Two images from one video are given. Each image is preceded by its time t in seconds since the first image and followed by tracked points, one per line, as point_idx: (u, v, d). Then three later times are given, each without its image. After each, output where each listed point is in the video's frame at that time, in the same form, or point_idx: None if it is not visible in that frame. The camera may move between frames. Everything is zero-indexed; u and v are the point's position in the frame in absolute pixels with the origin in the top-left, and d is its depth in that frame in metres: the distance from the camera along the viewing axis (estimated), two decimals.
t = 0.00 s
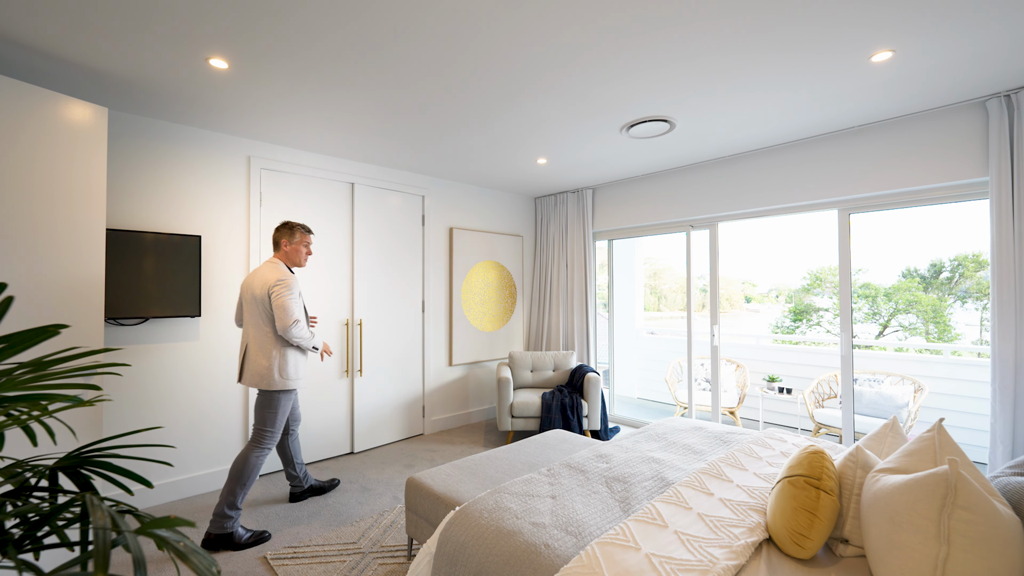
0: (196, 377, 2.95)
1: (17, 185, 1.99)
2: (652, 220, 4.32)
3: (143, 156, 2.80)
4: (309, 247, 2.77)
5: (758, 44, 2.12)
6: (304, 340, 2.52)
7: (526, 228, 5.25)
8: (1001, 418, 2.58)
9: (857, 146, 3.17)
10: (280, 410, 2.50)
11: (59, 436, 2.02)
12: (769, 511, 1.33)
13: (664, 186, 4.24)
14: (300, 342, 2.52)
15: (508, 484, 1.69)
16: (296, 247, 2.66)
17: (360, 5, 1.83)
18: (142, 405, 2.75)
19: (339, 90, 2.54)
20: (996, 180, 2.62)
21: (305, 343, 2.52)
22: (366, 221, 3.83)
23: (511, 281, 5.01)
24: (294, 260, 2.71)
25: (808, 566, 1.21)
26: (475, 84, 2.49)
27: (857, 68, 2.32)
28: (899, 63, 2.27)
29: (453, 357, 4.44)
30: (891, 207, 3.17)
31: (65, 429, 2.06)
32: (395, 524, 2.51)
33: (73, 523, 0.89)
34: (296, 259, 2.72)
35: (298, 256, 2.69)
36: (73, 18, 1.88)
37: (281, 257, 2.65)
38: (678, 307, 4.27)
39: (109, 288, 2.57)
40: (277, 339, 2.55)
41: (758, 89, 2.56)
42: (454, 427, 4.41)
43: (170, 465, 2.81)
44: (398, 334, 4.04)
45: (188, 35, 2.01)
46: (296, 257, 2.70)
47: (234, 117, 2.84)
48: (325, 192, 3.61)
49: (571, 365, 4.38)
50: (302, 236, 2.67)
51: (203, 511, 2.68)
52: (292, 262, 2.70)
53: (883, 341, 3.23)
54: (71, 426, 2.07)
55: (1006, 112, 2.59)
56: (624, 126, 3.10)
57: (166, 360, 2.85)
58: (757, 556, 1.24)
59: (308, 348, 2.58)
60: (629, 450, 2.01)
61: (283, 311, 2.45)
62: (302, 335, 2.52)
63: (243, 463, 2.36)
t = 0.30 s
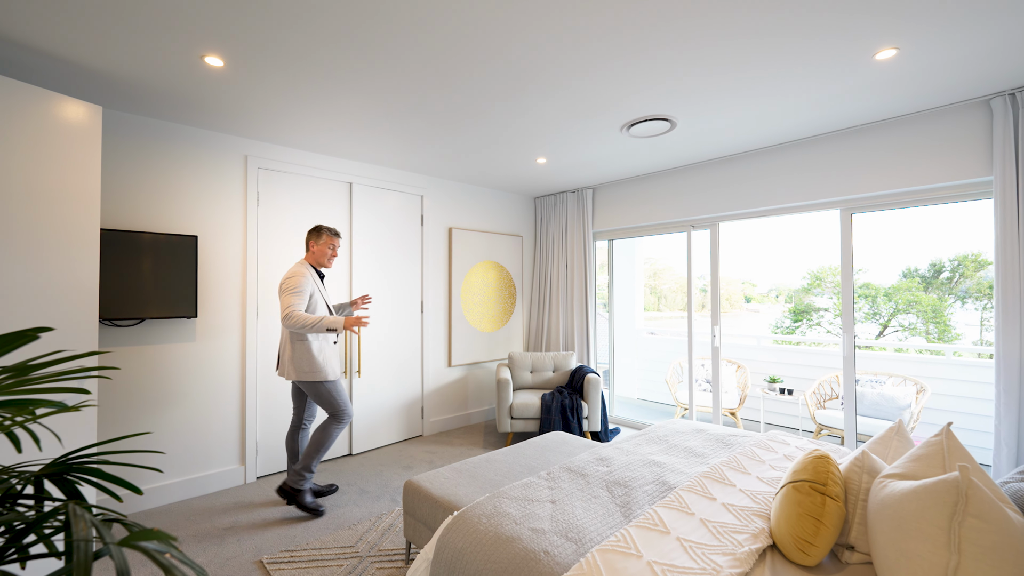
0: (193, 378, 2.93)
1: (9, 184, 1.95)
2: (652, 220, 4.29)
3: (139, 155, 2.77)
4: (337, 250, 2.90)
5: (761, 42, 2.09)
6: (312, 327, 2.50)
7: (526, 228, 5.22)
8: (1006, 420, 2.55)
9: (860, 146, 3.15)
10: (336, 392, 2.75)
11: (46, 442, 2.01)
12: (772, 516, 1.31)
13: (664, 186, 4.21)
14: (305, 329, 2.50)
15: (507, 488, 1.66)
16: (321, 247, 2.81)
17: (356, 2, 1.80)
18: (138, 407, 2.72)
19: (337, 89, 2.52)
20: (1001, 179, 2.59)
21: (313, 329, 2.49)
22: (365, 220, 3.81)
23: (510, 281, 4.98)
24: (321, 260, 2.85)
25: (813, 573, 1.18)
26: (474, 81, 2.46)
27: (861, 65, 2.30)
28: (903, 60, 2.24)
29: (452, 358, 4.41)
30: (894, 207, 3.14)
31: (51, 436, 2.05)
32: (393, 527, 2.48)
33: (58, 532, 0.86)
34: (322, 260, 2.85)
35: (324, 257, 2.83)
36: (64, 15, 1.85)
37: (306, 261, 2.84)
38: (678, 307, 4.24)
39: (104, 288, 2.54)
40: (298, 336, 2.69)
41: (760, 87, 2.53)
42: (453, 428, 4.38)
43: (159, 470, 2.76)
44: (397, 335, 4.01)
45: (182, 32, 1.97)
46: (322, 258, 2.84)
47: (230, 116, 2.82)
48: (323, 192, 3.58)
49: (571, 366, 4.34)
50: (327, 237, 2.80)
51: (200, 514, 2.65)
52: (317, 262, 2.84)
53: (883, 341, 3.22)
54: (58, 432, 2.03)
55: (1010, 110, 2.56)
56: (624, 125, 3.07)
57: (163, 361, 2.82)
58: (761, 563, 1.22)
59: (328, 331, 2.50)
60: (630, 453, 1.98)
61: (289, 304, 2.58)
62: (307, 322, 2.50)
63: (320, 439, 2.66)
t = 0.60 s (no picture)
0: (189, 379, 2.90)
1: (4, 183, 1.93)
2: (653, 220, 4.27)
3: (135, 154, 2.74)
4: (358, 252, 2.91)
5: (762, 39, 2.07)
6: (320, 323, 2.61)
7: (525, 227, 5.20)
8: (1010, 421, 2.53)
9: (861, 145, 3.13)
10: (354, 399, 2.84)
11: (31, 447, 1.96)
12: (775, 521, 1.29)
13: (665, 185, 4.19)
14: (313, 326, 2.61)
15: (506, 492, 1.64)
16: (343, 252, 2.84)
17: None
18: (135, 409, 2.70)
19: (335, 87, 2.49)
20: (1005, 178, 2.56)
21: (319, 324, 2.60)
22: (363, 220, 3.78)
23: (510, 282, 4.96)
24: (345, 263, 2.88)
25: None
26: (473, 80, 2.44)
27: (864, 63, 2.27)
28: (907, 58, 2.22)
29: (451, 359, 4.39)
30: (896, 207, 3.11)
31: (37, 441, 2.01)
32: (391, 530, 2.45)
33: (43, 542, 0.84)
34: (346, 262, 2.89)
35: (347, 260, 2.86)
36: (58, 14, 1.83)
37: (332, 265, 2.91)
38: (678, 307, 4.22)
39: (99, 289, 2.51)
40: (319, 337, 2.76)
41: (762, 86, 2.51)
42: (452, 430, 4.36)
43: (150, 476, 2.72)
44: (396, 336, 3.99)
45: (177, 31, 1.95)
46: (345, 261, 2.88)
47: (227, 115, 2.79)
48: (321, 192, 3.56)
49: (571, 367, 4.32)
50: (346, 243, 2.81)
51: (196, 516, 2.63)
52: (341, 266, 2.89)
53: (883, 341, 3.18)
54: (44, 438, 1.98)
55: (1014, 109, 2.54)
56: (624, 124, 3.05)
57: (159, 362, 2.79)
58: (765, 569, 1.19)
59: (333, 325, 2.61)
60: (630, 455, 1.96)
61: (305, 305, 2.69)
62: (314, 318, 2.61)
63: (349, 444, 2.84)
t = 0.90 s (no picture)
0: (185, 381, 2.88)
1: None
2: (652, 220, 4.24)
3: (130, 153, 2.72)
4: (386, 251, 2.98)
5: (763, 37, 2.04)
6: (359, 324, 2.70)
7: (524, 227, 5.17)
8: (1012, 422, 2.51)
9: (862, 145, 3.10)
10: (381, 399, 2.88)
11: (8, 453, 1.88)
12: (776, 527, 1.26)
13: (664, 185, 4.17)
14: (354, 327, 2.71)
15: (503, 496, 1.62)
16: (371, 251, 2.93)
17: None
18: (130, 410, 2.68)
19: (332, 86, 2.47)
20: (1008, 178, 2.54)
21: (360, 325, 2.70)
22: (361, 220, 3.76)
23: (509, 282, 4.94)
24: (376, 263, 2.98)
25: None
26: (472, 78, 2.41)
27: (866, 62, 2.25)
28: (910, 57, 2.20)
29: (450, 359, 4.37)
30: (898, 207, 3.08)
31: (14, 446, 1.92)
32: (388, 533, 2.43)
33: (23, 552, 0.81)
34: (377, 263, 2.98)
35: (376, 258, 2.95)
36: (49, 12, 1.80)
37: (363, 266, 3.01)
38: (678, 307, 4.20)
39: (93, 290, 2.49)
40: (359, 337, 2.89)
41: (763, 84, 2.48)
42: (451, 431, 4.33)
43: (138, 483, 2.66)
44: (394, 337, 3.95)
45: (171, 29, 1.92)
46: (374, 260, 2.96)
47: (223, 114, 2.77)
48: (319, 191, 3.53)
49: (570, 368, 4.29)
50: (374, 243, 2.90)
51: (191, 519, 2.61)
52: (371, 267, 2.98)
53: (883, 341, 3.15)
54: (26, 444, 1.91)
55: (1017, 108, 2.52)
56: (624, 124, 3.02)
57: (154, 363, 2.77)
58: None
59: (373, 324, 2.70)
60: (630, 458, 1.94)
61: (343, 308, 2.80)
62: (355, 320, 2.71)
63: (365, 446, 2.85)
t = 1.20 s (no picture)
0: (181, 381, 2.85)
1: None
2: (652, 219, 4.22)
3: (125, 152, 2.70)
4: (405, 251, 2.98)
5: (764, 35, 2.02)
6: (373, 318, 2.74)
7: (524, 227, 5.15)
8: (1015, 424, 2.49)
9: (863, 144, 3.08)
10: (393, 399, 2.90)
11: None
12: (778, 531, 1.24)
13: (664, 184, 4.14)
14: (368, 321, 2.75)
15: (501, 499, 1.59)
16: (389, 251, 2.95)
17: None
18: (125, 411, 2.65)
19: (329, 85, 2.45)
20: (1011, 177, 2.52)
21: (373, 318, 2.74)
22: (359, 220, 3.73)
23: (508, 282, 4.91)
24: (393, 262, 3.00)
25: None
26: (470, 77, 2.39)
27: (868, 60, 2.22)
28: (912, 54, 2.17)
29: (449, 360, 4.34)
30: (900, 206, 3.06)
31: None
32: (385, 536, 2.40)
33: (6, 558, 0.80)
34: (395, 262, 3.01)
35: (394, 258, 2.96)
36: (41, 10, 1.78)
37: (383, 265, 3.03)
38: (678, 307, 4.17)
39: (87, 291, 2.46)
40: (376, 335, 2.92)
41: (764, 82, 2.46)
42: (450, 432, 4.30)
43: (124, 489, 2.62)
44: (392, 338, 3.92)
45: (165, 26, 1.90)
46: (393, 260, 2.98)
47: (219, 113, 2.74)
48: (316, 191, 3.51)
49: (569, 368, 4.26)
50: (392, 242, 2.91)
51: (187, 521, 2.58)
52: (388, 266, 3.01)
53: (882, 342, 3.13)
54: (9, 449, 1.86)
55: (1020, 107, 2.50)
56: (623, 122, 2.99)
57: (150, 364, 2.75)
58: None
59: (386, 315, 2.74)
60: (629, 460, 1.91)
61: (359, 305, 2.83)
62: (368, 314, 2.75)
63: (371, 439, 2.87)
